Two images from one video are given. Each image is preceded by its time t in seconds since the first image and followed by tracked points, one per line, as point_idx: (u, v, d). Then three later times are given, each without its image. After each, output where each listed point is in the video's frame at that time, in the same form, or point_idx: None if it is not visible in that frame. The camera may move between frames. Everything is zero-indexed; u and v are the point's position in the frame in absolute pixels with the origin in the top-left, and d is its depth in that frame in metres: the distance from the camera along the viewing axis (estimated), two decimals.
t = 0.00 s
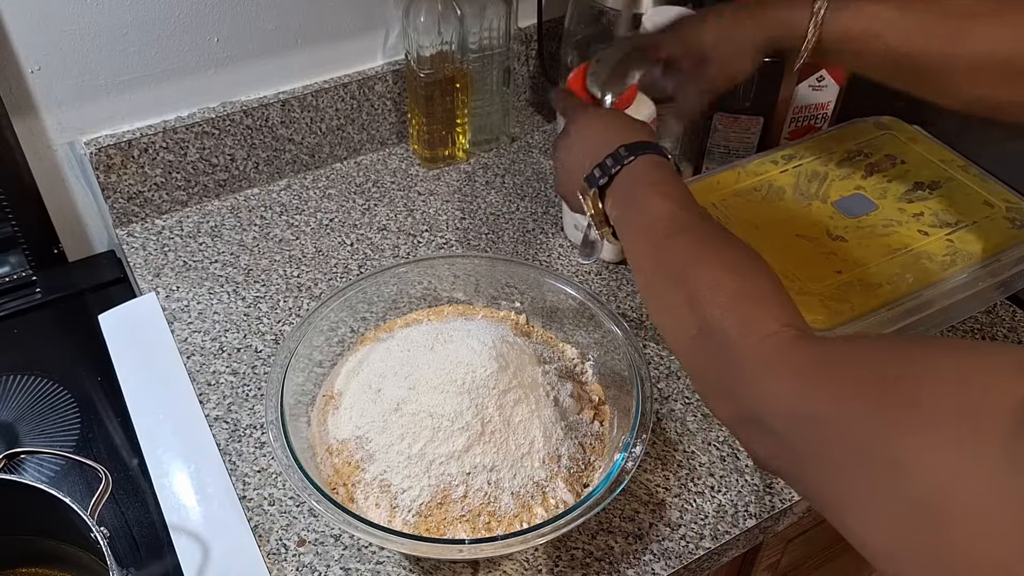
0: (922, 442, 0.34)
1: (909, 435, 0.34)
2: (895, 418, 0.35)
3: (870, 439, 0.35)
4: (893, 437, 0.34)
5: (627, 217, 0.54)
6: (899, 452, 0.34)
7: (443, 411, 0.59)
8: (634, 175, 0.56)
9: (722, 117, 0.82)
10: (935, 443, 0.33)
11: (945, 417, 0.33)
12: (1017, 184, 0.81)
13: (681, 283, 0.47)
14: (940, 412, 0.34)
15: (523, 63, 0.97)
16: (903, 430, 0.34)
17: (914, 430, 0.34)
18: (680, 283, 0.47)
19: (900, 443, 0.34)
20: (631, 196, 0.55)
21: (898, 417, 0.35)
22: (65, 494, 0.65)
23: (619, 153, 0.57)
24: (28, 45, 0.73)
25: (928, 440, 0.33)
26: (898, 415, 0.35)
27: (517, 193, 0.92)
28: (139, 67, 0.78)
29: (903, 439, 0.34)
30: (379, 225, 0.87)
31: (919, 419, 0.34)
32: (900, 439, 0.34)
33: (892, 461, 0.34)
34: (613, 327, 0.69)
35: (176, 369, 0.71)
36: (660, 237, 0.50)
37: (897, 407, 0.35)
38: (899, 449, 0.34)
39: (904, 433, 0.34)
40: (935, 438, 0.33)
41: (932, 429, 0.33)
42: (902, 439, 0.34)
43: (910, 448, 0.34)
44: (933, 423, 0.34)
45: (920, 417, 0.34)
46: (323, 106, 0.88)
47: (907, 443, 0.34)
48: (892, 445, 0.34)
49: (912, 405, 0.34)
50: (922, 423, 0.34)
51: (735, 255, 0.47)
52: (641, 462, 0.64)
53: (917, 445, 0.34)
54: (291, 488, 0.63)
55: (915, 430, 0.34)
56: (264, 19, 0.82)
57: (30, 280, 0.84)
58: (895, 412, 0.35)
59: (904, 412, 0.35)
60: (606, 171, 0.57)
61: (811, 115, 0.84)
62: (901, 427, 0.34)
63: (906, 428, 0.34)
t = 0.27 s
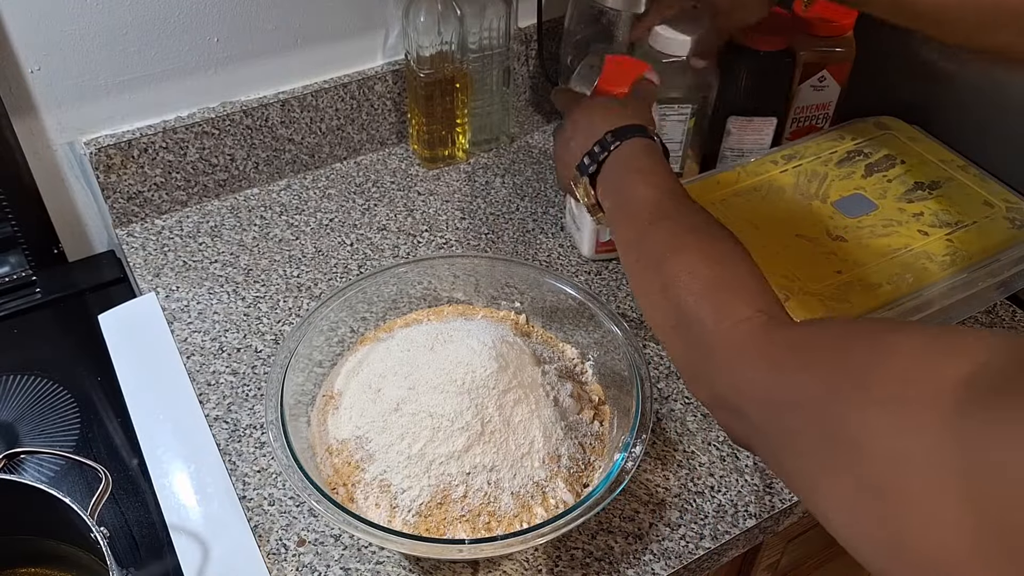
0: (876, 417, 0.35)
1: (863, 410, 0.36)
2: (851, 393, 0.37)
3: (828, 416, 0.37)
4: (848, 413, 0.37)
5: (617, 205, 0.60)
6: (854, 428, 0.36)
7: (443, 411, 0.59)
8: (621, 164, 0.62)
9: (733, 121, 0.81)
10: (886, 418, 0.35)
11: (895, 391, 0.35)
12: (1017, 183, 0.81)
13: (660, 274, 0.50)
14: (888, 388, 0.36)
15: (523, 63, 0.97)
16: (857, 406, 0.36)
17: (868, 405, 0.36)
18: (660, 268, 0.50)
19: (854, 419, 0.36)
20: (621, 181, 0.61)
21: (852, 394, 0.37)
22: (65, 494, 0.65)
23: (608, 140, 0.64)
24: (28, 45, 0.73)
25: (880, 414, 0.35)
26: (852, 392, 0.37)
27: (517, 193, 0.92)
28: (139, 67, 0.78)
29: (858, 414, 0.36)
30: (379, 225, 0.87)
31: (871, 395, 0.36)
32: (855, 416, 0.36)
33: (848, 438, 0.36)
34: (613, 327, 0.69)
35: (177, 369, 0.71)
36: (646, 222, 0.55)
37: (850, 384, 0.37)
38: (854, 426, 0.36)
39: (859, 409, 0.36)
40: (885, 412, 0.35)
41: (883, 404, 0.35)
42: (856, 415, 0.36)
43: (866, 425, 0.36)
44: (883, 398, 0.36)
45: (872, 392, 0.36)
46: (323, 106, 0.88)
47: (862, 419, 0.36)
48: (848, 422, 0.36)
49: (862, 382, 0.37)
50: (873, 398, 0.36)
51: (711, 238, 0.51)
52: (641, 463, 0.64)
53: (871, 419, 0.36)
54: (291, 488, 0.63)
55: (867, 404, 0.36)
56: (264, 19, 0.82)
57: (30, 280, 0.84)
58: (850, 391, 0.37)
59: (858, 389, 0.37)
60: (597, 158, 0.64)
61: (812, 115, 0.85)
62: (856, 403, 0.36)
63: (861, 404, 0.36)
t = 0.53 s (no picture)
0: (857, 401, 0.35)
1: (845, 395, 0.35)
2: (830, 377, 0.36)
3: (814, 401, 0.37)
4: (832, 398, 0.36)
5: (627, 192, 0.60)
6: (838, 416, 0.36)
7: (443, 411, 0.59)
8: (635, 155, 0.61)
9: (748, 126, 0.82)
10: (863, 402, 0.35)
11: (867, 371, 0.35)
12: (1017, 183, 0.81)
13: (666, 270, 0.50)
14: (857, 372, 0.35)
15: (523, 63, 0.98)
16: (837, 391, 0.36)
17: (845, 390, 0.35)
18: (660, 255, 0.51)
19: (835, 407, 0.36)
20: (634, 171, 0.60)
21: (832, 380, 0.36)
22: (65, 494, 0.65)
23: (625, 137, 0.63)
24: (28, 45, 0.73)
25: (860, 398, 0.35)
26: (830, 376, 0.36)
27: (517, 193, 0.92)
28: (139, 67, 0.78)
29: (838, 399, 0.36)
30: (379, 225, 0.87)
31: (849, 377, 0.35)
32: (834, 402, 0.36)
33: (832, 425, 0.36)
34: (613, 327, 0.69)
35: (176, 369, 0.71)
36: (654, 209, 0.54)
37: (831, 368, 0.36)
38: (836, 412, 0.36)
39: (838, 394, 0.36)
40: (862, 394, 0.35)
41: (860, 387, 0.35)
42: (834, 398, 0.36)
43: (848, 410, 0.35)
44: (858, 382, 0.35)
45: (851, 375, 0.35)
46: (323, 106, 0.88)
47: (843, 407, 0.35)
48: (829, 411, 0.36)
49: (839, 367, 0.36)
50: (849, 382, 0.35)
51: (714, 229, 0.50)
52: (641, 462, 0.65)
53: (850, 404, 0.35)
54: (291, 488, 0.63)
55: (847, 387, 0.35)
56: (264, 19, 0.82)
57: (30, 280, 0.84)
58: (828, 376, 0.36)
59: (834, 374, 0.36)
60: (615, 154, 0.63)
61: (823, 116, 0.86)
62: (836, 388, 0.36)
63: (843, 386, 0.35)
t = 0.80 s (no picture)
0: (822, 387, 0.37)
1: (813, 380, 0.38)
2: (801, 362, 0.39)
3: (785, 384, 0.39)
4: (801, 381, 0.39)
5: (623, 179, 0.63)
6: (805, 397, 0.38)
7: (443, 411, 0.59)
8: (630, 142, 0.65)
9: (750, 126, 0.82)
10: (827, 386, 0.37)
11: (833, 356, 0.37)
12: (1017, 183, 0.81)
13: (657, 256, 0.53)
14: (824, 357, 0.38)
15: (523, 63, 0.97)
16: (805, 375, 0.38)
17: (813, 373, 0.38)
18: (652, 241, 0.54)
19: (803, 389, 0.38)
20: (627, 159, 0.64)
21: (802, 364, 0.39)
22: (65, 494, 0.65)
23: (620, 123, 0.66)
24: (28, 45, 0.72)
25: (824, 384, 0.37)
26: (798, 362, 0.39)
27: (517, 193, 0.92)
28: (139, 67, 0.78)
29: (806, 383, 0.38)
30: (379, 225, 0.87)
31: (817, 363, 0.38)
32: (803, 385, 0.38)
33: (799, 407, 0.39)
34: (613, 327, 0.69)
35: (176, 369, 0.71)
36: (645, 197, 0.58)
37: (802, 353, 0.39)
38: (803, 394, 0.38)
39: (807, 377, 0.38)
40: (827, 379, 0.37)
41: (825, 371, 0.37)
42: (803, 381, 0.38)
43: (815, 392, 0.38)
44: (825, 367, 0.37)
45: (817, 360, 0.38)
46: (323, 106, 0.88)
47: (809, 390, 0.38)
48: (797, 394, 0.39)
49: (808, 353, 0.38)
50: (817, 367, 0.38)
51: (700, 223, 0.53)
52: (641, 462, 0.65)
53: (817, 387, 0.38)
54: (291, 488, 0.63)
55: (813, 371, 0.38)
56: (264, 19, 0.82)
57: (30, 280, 0.84)
58: (800, 361, 0.39)
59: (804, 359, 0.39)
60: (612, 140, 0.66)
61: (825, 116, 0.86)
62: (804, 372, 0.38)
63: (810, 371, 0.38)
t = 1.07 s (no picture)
0: (821, 369, 0.36)
1: (811, 362, 0.36)
2: (799, 345, 0.37)
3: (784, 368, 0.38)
4: (799, 366, 0.37)
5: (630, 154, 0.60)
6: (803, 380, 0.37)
7: (443, 411, 0.59)
8: (638, 121, 0.62)
9: (758, 125, 0.83)
10: (828, 369, 0.36)
11: (831, 336, 0.36)
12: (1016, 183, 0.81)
13: (664, 236, 0.50)
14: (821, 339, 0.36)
15: (523, 63, 0.97)
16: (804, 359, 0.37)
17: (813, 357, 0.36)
18: (660, 216, 0.51)
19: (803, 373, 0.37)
20: (637, 137, 0.60)
21: (801, 348, 0.37)
22: (65, 494, 0.65)
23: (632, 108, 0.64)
24: (28, 45, 0.72)
25: (825, 367, 0.36)
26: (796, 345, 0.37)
27: (517, 193, 0.92)
28: (139, 67, 0.78)
29: (805, 366, 0.37)
30: (379, 225, 0.87)
31: (816, 347, 0.36)
32: (802, 368, 0.37)
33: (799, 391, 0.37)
34: (613, 327, 0.69)
35: (176, 369, 0.71)
36: (651, 174, 0.55)
37: (799, 335, 0.37)
38: (801, 378, 0.37)
39: (807, 361, 0.37)
40: (826, 360, 0.36)
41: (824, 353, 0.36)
42: (802, 364, 0.37)
43: (813, 373, 0.36)
44: (823, 349, 0.36)
45: (815, 341, 0.36)
46: (323, 106, 0.88)
47: (809, 375, 0.36)
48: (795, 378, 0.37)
49: (805, 334, 0.37)
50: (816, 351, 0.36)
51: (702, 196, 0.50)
52: (641, 462, 0.65)
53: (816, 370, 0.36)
54: (291, 488, 0.62)
55: (812, 354, 0.36)
56: (264, 19, 0.82)
57: (30, 280, 0.84)
58: (797, 343, 0.37)
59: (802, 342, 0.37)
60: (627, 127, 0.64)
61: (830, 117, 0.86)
62: (803, 355, 0.37)
63: (808, 354, 0.37)
